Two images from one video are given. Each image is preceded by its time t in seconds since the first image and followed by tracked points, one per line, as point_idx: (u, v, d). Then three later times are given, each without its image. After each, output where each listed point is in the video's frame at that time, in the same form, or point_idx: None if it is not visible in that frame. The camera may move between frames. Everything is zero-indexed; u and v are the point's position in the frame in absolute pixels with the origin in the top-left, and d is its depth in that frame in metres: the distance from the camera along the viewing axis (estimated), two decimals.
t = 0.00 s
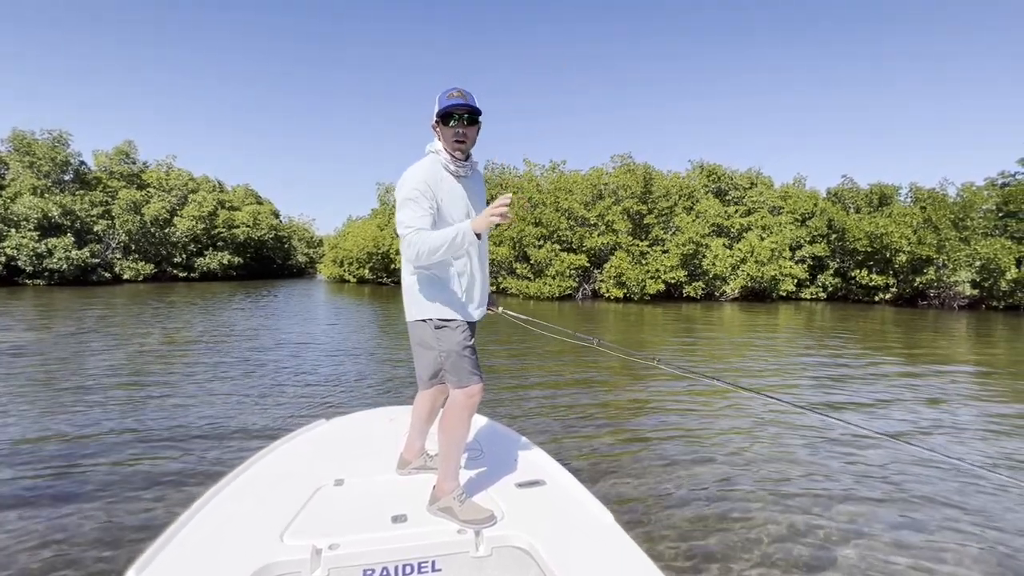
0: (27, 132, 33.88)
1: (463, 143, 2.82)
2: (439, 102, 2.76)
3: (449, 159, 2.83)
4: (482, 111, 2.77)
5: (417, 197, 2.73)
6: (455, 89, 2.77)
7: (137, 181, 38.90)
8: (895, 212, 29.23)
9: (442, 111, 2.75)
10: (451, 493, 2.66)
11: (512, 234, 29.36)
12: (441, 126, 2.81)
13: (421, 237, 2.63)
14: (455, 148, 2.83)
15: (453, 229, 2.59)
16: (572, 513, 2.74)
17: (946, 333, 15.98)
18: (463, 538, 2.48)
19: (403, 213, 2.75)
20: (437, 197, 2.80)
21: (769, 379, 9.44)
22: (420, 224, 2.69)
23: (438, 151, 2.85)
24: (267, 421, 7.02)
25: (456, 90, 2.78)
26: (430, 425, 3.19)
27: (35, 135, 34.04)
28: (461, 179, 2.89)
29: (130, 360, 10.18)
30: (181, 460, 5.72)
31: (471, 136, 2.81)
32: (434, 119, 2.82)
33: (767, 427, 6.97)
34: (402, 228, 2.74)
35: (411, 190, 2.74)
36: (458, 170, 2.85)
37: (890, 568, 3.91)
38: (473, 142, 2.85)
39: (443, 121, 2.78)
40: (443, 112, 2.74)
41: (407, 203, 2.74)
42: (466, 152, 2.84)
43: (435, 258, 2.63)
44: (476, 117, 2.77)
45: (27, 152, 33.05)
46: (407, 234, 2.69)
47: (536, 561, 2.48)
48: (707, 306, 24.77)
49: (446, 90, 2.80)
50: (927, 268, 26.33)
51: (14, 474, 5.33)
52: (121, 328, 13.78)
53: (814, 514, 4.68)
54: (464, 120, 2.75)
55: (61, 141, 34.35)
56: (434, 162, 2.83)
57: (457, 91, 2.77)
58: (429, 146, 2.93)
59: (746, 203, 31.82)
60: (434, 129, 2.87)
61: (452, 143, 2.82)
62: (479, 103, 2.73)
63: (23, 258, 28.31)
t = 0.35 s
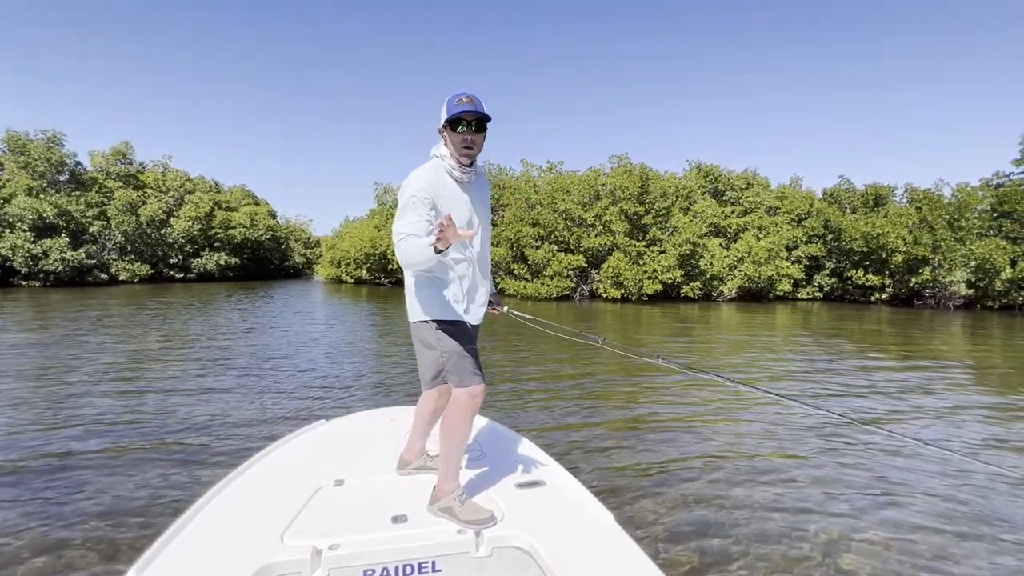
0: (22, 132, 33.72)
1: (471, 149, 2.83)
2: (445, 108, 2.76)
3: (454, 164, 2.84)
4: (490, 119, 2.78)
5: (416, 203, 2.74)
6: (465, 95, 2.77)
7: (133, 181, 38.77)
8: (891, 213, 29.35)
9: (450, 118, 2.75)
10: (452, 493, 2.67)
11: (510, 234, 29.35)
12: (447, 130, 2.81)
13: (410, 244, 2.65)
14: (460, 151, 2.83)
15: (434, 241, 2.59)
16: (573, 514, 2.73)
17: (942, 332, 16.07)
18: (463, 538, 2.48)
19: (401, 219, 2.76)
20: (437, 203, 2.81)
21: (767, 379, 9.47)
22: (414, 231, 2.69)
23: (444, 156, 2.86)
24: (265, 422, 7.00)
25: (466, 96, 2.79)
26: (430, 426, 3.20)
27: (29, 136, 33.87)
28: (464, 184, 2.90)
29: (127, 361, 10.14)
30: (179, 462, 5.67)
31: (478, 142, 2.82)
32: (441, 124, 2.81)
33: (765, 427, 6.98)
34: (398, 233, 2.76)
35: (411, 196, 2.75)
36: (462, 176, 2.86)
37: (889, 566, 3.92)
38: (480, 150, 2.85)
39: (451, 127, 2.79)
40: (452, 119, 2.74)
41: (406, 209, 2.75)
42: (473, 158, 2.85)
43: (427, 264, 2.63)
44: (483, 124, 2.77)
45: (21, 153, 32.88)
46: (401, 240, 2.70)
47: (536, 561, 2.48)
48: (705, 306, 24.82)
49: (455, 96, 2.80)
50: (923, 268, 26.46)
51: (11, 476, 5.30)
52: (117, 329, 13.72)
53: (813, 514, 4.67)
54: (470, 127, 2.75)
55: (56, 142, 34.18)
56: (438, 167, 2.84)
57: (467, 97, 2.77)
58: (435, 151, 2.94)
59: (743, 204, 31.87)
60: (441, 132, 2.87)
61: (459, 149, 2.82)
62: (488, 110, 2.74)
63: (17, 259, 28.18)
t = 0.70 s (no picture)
0: (16, 132, 33.54)
1: (476, 151, 2.85)
2: (449, 109, 2.76)
3: (456, 165, 2.84)
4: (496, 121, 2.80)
5: (416, 206, 2.74)
6: (471, 97, 2.80)
7: (129, 181, 38.61)
8: (887, 212, 29.44)
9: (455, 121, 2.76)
10: (452, 493, 2.66)
11: (507, 234, 29.32)
12: (449, 132, 2.81)
13: (415, 248, 2.64)
14: (463, 153, 2.83)
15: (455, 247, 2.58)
16: (573, 515, 2.73)
17: (938, 331, 16.14)
18: (463, 538, 2.48)
19: (401, 222, 2.76)
20: (437, 207, 2.81)
21: (764, 378, 9.50)
22: (414, 235, 2.69)
23: (445, 158, 2.86)
24: (262, 423, 6.98)
25: (471, 97, 2.80)
26: (430, 426, 3.20)
27: (24, 136, 33.71)
28: (464, 185, 2.90)
29: (124, 362, 10.11)
30: (176, 464, 5.66)
31: (484, 145, 2.85)
32: (444, 125, 2.81)
33: (762, 427, 6.99)
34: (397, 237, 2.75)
35: (411, 199, 2.74)
36: (463, 178, 2.87)
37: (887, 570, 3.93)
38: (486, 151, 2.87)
39: (455, 128, 2.79)
40: (457, 120, 2.75)
41: (405, 212, 2.74)
42: (478, 160, 2.86)
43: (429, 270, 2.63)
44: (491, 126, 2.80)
45: (16, 152, 32.72)
46: (401, 244, 2.70)
47: (535, 563, 2.48)
48: (702, 306, 24.87)
49: (458, 97, 2.81)
50: (918, 268, 26.57)
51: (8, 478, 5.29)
52: (114, 330, 13.67)
53: (811, 517, 4.69)
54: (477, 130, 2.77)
55: (51, 141, 34.03)
56: (438, 169, 2.84)
57: (473, 98, 2.79)
58: (435, 151, 2.94)
59: (739, 202, 31.90)
60: (443, 134, 2.86)
61: (463, 152, 2.83)
62: (499, 111, 2.78)
63: (11, 260, 28.05)
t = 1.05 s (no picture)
0: (10, 131, 33.40)
1: (470, 146, 2.86)
2: (443, 102, 2.76)
3: (451, 159, 2.85)
4: (489, 114, 2.80)
5: (427, 193, 2.72)
6: (461, 91, 2.80)
7: (125, 180, 38.50)
8: (884, 210, 29.50)
9: (449, 116, 2.76)
10: (450, 493, 2.66)
11: (505, 233, 29.31)
12: (443, 126, 2.81)
13: (445, 220, 2.59)
14: (459, 146, 2.85)
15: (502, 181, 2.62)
16: (571, 515, 2.73)
17: (934, 329, 16.19)
18: (461, 538, 2.48)
19: (412, 211, 2.71)
20: (445, 195, 2.80)
21: (761, 375, 9.52)
22: (436, 214, 2.64)
23: (440, 154, 2.85)
24: (259, 422, 6.98)
25: (461, 92, 2.81)
26: (429, 426, 3.19)
27: (19, 135, 33.57)
28: (461, 177, 2.90)
29: (120, 361, 10.09)
30: (173, 464, 5.63)
31: (475, 140, 2.86)
32: (436, 120, 2.81)
33: (760, 425, 7.01)
34: (414, 220, 2.70)
35: (417, 192, 2.72)
36: (459, 172, 2.87)
37: (886, 568, 3.92)
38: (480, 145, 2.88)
39: (449, 123, 2.78)
40: (451, 115, 2.74)
41: (415, 205, 2.71)
42: (472, 153, 2.88)
43: (461, 239, 2.59)
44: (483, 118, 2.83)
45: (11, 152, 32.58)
46: (424, 225, 2.63)
47: (534, 563, 2.48)
48: (699, 304, 24.94)
49: (448, 92, 2.81)
50: (914, 266, 26.67)
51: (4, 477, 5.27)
52: (110, 330, 13.62)
53: (811, 514, 4.68)
54: (471, 122, 2.79)
55: (46, 140, 33.88)
56: (433, 165, 2.82)
57: (463, 93, 2.80)
58: (426, 149, 2.94)
59: (736, 201, 31.90)
60: (434, 130, 2.87)
61: (460, 146, 2.84)
62: (489, 106, 2.78)
63: (6, 259, 27.91)
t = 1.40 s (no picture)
0: (5, 130, 33.25)
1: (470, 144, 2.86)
2: (447, 97, 2.74)
3: (450, 156, 2.85)
4: (492, 113, 2.80)
5: (424, 188, 2.71)
6: (466, 88, 2.80)
7: (121, 179, 38.37)
8: (880, 208, 29.58)
9: (451, 113, 2.75)
10: (449, 492, 2.66)
11: (502, 231, 29.30)
12: (446, 121, 2.80)
13: (443, 219, 2.59)
14: (459, 142, 2.84)
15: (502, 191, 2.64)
16: (570, 515, 2.72)
17: (931, 326, 16.24)
18: (460, 538, 2.47)
19: (408, 207, 2.70)
20: (442, 191, 2.80)
21: (758, 373, 9.53)
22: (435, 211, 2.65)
23: (439, 150, 2.84)
24: (256, 421, 6.97)
25: (465, 89, 2.80)
26: (427, 426, 3.20)
27: (13, 134, 33.40)
28: (458, 174, 2.90)
29: (116, 361, 10.05)
30: (170, 464, 5.59)
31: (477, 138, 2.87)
32: (440, 114, 2.78)
33: (757, 423, 7.03)
34: (409, 218, 2.69)
35: (415, 187, 2.71)
36: (457, 168, 2.87)
37: (883, 563, 3.94)
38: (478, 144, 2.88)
39: (449, 119, 2.78)
40: (454, 111, 2.73)
41: (413, 200, 2.70)
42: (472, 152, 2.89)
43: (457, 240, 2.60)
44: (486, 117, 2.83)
45: (5, 151, 32.41)
46: (419, 222, 2.64)
47: (533, 561, 2.48)
48: (697, 302, 25.00)
49: (451, 87, 2.80)
50: (911, 264, 26.77)
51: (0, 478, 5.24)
52: (106, 329, 13.56)
53: (815, 513, 4.65)
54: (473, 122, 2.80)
55: (40, 139, 33.72)
56: (432, 160, 2.81)
57: (468, 90, 2.80)
58: (424, 145, 2.92)
59: (733, 200, 31.94)
60: (434, 125, 2.85)
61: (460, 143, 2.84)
62: (494, 106, 2.79)
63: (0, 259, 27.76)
